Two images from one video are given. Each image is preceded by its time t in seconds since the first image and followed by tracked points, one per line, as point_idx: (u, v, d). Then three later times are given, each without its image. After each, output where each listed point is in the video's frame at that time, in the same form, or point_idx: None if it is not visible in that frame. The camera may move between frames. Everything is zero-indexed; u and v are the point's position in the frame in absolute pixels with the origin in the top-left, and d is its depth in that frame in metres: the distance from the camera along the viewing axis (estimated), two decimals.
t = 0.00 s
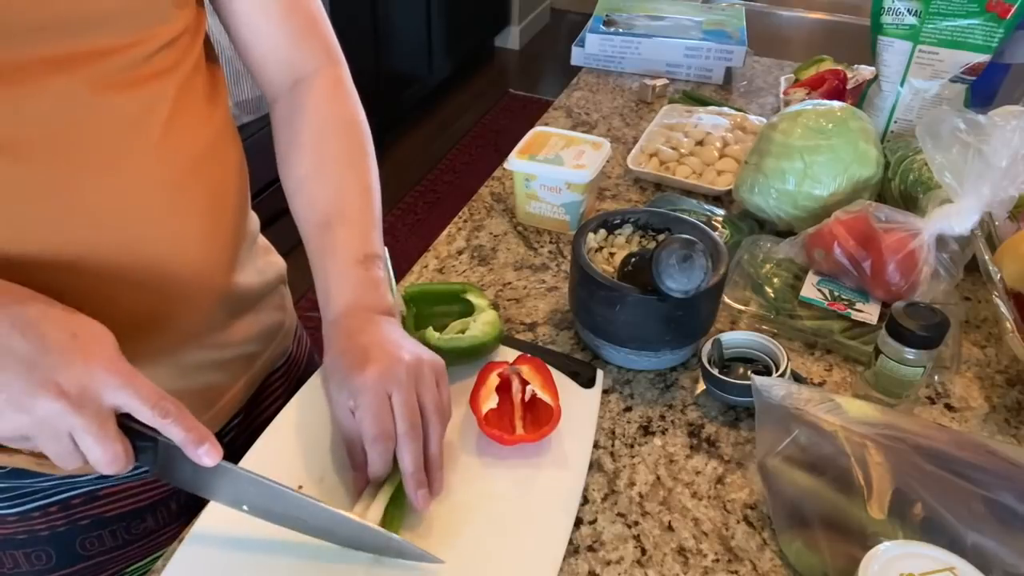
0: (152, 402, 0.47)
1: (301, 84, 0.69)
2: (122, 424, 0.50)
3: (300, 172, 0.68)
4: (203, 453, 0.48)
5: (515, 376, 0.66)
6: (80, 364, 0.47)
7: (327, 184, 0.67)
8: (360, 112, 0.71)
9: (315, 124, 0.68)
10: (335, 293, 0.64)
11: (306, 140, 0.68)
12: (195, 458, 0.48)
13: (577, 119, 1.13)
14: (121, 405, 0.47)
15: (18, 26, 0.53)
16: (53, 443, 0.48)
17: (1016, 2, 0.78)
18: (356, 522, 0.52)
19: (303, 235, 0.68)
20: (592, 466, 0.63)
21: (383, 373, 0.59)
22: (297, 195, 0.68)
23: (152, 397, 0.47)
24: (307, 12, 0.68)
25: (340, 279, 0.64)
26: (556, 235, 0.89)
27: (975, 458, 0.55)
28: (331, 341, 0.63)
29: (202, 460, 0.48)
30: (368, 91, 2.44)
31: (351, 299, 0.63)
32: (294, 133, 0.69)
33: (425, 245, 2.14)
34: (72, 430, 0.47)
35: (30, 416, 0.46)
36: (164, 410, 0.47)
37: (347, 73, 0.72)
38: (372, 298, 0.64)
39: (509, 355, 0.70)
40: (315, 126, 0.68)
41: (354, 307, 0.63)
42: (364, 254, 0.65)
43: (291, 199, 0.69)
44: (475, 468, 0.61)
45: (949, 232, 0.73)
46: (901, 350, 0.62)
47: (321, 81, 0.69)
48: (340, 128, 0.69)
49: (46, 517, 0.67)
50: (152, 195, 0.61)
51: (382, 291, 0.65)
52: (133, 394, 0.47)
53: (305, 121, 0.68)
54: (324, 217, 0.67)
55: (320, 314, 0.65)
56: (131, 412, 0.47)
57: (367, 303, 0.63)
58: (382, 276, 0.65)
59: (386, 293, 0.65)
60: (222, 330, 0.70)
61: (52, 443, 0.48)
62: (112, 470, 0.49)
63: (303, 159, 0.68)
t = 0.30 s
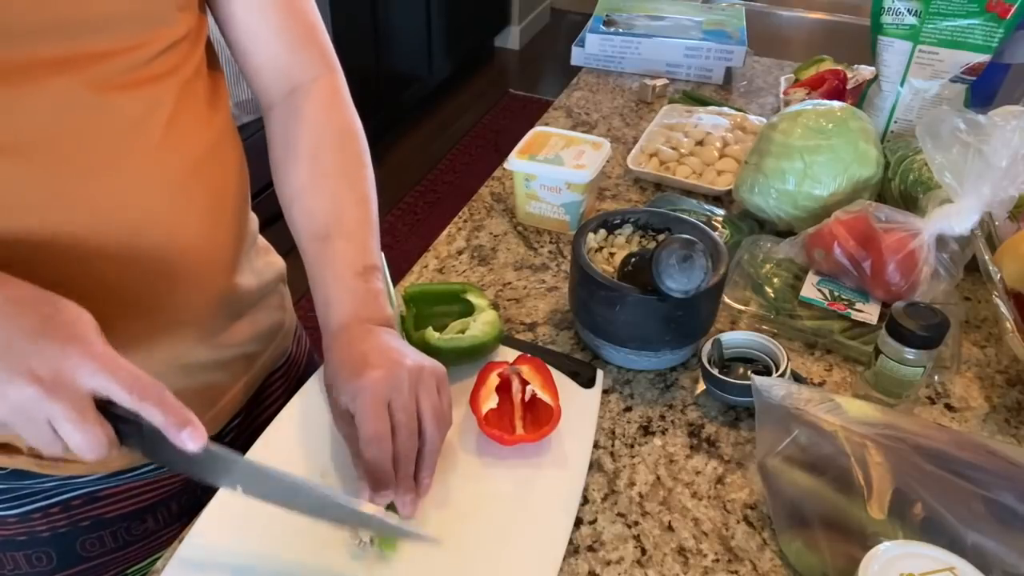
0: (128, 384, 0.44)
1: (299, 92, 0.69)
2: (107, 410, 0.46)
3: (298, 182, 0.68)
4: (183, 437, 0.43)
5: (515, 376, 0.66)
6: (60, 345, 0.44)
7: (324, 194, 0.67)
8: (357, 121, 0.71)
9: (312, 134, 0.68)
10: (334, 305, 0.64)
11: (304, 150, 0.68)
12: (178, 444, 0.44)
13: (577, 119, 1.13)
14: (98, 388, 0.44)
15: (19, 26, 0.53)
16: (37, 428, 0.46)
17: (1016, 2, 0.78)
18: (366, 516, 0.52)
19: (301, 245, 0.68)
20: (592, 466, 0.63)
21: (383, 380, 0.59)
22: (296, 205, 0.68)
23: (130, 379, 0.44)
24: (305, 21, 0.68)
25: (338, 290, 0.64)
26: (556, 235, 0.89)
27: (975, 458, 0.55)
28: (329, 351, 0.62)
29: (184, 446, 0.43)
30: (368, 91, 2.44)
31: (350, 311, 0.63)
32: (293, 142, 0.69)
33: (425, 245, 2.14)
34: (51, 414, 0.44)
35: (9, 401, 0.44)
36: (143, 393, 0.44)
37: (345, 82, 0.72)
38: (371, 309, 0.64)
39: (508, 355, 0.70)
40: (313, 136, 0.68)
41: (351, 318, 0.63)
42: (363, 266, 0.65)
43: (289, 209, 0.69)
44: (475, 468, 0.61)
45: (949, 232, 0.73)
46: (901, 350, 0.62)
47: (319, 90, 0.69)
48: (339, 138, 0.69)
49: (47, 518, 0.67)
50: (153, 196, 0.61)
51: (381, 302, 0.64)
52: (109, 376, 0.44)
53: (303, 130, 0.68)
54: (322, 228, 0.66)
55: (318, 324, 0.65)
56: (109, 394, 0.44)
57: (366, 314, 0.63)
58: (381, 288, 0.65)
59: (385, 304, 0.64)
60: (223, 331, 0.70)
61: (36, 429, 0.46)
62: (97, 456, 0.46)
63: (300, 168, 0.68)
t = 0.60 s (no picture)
0: (141, 372, 0.45)
1: (301, 92, 0.69)
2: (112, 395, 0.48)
3: (300, 182, 0.68)
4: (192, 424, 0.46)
5: (515, 376, 0.66)
6: (75, 331, 0.45)
7: (326, 194, 0.67)
8: (359, 120, 0.71)
9: (314, 134, 0.68)
10: (336, 305, 0.64)
11: (306, 150, 0.68)
12: (185, 429, 0.46)
13: (577, 119, 1.13)
14: (110, 375, 0.45)
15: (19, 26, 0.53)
16: (42, 412, 0.46)
17: (1016, 2, 0.78)
18: (374, 500, 0.53)
19: (303, 245, 0.68)
20: (592, 466, 0.63)
21: (385, 383, 0.58)
22: (298, 206, 0.68)
23: (142, 369, 0.45)
24: (308, 20, 0.68)
25: (340, 290, 0.64)
26: (556, 235, 0.89)
27: (975, 458, 0.55)
28: (331, 352, 0.62)
29: (195, 431, 0.46)
30: (368, 91, 2.44)
31: (352, 312, 0.63)
32: (295, 141, 0.69)
33: (425, 245, 2.14)
34: (61, 398, 0.45)
35: (19, 383, 0.45)
36: (153, 379, 0.45)
37: (348, 81, 0.72)
38: (372, 310, 0.63)
39: (508, 355, 0.70)
40: (316, 136, 0.68)
41: (353, 319, 0.63)
42: (365, 266, 0.65)
43: (291, 209, 0.69)
44: (474, 468, 0.61)
45: (949, 232, 0.73)
46: (901, 350, 0.62)
47: (321, 89, 0.69)
48: (341, 138, 0.69)
49: (46, 515, 0.68)
50: (152, 197, 0.61)
51: (383, 303, 0.64)
52: (122, 364, 0.45)
53: (305, 130, 0.68)
54: (325, 228, 0.66)
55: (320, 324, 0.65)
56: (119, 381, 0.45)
57: (367, 315, 0.63)
58: (383, 288, 0.65)
59: (387, 305, 0.64)
60: (223, 331, 0.70)
61: (41, 413, 0.46)
62: (102, 439, 0.47)
63: (302, 168, 0.68)
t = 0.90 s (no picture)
0: (202, 416, 0.46)
1: (297, 91, 0.69)
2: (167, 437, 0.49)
3: (298, 182, 0.68)
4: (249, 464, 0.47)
5: (515, 377, 0.66)
6: (136, 377, 0.45)
7: (325, 192, 0.67)
8: (356, 119, 0.71)
9: (312, 132, 0.68)
10: (336, 305, 0.63)
11: (305, 149, 0.68)
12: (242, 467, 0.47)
13: (577, 119, 1.13)
14: (173, 421, 0.46)
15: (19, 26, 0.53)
16: (99, 459, 0.46)
17: (1016, 2, 0.78)
18: (373, 505, 0.54)
19: (301, 245, 0.68)
20: (592, 466, 0.63)
21: (390, 385, 0.58)
22: (296, 205, 0.68)
23: (200, 412, 0.46)
24: (305, 19, 0.68)
25: (341, 289, 0.64)
26: (556, 234, 0.89)
27: (974, 458, 0.56)
28: (331, 355, 0.62)
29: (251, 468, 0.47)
30: (368, 91, 2.44)
31: (352, 312, 0.63)
32: (292, 141, 0.68)
33: (425, 245, 2.14)
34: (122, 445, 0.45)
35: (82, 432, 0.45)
36: (211, 421, 0.46)
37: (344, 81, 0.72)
38: (371, 311, 0.63)
39: (508, 355, 0.70)
40: (313, 135, 0.68)
41: (354, 318, 0.62)
42: (365, 266, 0.65)
43: (288, 209, 0.69)
44: (474, 468, 0.61)
45: (949, 232, 0.73)
46: (901, 350, 0.62)
47: (318, 89, 0.69)
48: (338, 137, 0.69)
49: (40, 513, 0.67)
50: (151, 194, 0.60)
51: (382, 304, 0.64)
52: (185, 409, 0.46)
53: (302, 130, 0.68)
54: (324, 228, 0.66)
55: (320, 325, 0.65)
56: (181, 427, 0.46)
57: (368, 315, 0.62)
58: (382, 289, 0.65)
59: (386, 306, 0.64)
60: (217, 329, 0.70)
61: (99, 458, 0.46)
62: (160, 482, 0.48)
63: (300, 167, 0.68)
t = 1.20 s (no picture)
0: (133, 487, 0.44)
1: (285, 112, 0.66)
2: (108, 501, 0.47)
3: (290, 208, 0.65)
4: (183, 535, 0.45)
5: (516, 376, 0.66)
6: (54, 439, 0.43)
7: (321, 220, 0.65)
8: (344, 136, 0.69)
9: (303, 154, 0.65)
10: (342, 342, 0.61)
11: (297, 174, 0.65)
12: (175, 539, 0.45)
13: (577, 119, 1.13)
14: (97, 488, 0.44)
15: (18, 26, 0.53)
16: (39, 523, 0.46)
17: (1016, 2, 0.78)
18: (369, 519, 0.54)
19: (296, 275, 0.65)
20: (592, 466, 0.63)
21: (407, 432, 0.55)
22: (289, 233, 0.65)
23: (128, 474, 0.44)
24: (287, 33, 0.65)
25: (347, 322, 0.61)
26: (556, 235, 0.89)
27: (974, 458, 0.56)
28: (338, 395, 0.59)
29: (184, 541, 0.45)
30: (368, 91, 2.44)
31: (359, 348, 0.60)
32: (282, 165, 0.66)
33: (425, 245, 2.14)
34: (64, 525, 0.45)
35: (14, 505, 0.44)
36: (141, 490, 0.44)
37: (330, 98, 0.69)
38: (379, 346, 0.61)
39: (509, 355, 0.70)
40: (306, 159, 0.65)
41: (360, 355, 0.60)
42: (368, 298, 0.63)
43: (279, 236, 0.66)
44: (475, 468, 0.61)
45: (949, 232, 0.73)
46: (901, 350, 0.62)
47: (306, 110, 0.66)
48: (330, 160, 0.66)
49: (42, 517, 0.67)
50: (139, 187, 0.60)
51: (388, 337, 0.62)
52: (107, 474, 0.43)
53: (293, 152, 0.65)
54: (322, 258, 0.64)
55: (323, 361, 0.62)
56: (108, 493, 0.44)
57: (376, 352, 0.60)
58: (388, 322, 0.63)
59: (394, 340, 0.62)
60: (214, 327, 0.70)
61: (37, 525, 0.46)
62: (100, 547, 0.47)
63: (292, 191, 0.65)
